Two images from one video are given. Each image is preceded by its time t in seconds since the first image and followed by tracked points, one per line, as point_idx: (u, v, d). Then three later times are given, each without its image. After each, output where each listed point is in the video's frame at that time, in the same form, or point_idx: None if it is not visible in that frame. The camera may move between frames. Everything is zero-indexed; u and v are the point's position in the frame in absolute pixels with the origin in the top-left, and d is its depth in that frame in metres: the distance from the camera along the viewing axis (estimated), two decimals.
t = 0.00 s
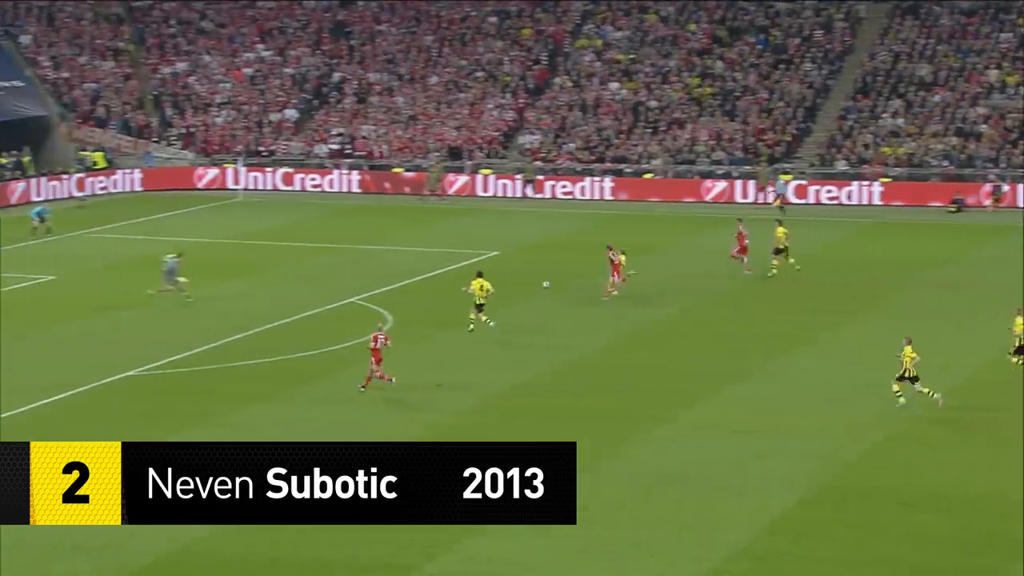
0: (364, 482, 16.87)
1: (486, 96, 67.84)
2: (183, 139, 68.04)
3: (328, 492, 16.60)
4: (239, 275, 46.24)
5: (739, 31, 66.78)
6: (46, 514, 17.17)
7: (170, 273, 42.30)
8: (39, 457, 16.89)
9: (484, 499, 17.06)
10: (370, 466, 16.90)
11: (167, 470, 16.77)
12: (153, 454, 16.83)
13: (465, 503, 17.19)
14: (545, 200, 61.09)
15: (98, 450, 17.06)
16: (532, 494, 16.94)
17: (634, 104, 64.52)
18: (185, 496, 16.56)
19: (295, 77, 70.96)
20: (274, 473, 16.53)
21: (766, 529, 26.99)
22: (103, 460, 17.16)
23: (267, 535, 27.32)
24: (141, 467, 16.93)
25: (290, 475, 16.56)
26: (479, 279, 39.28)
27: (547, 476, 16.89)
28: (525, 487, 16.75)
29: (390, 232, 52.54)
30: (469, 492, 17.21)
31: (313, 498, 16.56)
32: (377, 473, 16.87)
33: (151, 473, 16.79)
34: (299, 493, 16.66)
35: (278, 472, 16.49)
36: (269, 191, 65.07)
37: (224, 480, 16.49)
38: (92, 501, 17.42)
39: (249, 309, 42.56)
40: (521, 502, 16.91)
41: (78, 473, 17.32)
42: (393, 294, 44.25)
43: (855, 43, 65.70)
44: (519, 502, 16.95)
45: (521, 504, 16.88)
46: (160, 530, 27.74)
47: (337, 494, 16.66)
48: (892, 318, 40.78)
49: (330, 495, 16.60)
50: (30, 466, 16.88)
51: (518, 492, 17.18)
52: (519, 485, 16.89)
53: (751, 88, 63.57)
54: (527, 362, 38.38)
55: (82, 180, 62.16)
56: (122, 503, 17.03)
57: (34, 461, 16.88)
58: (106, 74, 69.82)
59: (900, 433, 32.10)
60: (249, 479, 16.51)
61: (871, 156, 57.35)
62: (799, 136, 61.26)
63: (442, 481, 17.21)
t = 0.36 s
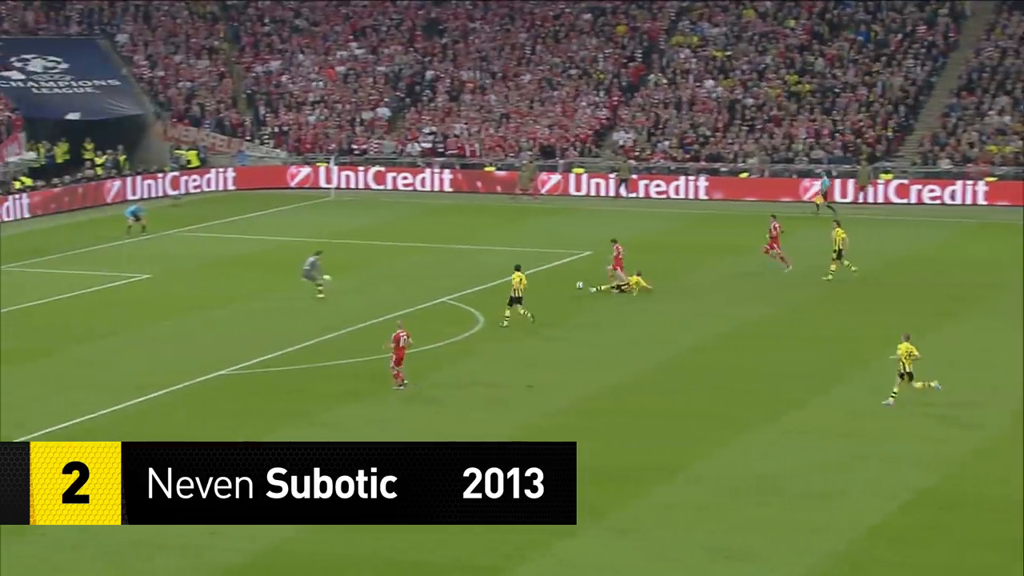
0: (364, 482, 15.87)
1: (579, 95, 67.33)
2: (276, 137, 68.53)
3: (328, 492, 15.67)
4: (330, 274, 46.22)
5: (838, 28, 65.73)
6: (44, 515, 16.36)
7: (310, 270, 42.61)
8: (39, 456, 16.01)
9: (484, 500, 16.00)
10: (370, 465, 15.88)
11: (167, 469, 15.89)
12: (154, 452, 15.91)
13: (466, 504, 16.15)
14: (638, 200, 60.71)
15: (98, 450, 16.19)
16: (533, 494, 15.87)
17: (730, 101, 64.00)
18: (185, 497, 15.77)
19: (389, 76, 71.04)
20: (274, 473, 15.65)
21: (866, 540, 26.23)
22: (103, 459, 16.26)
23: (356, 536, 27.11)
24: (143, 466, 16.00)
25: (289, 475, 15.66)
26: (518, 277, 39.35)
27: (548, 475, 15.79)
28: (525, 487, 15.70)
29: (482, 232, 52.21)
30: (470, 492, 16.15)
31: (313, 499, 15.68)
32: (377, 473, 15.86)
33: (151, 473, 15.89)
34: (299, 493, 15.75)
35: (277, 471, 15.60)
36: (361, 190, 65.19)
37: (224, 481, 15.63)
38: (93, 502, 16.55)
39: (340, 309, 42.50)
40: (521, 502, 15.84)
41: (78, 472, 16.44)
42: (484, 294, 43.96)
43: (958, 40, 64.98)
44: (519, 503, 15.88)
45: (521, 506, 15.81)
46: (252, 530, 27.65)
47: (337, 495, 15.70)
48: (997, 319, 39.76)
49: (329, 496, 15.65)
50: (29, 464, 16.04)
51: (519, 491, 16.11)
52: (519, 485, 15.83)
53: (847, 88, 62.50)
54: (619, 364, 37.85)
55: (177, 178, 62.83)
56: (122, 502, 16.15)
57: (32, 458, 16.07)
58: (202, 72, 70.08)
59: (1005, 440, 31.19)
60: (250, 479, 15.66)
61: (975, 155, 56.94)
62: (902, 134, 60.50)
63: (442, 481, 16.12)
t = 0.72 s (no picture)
0: (364, 482, 16.46)
1: (634, 93, 66.79)
2: (328, 135, 68.07)
3: (328, 492, 16.21)
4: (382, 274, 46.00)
5: (903, 23, 64.83)
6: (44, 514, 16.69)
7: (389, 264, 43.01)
8: (40, 457, 16.22)
9: (484, 500, 16.57)
10: (370, 466, 16.48)
11: (168, 470, 16.31)
12: (154, 453, 16.30)
13: (466, 503, 16.72)
14: (694, 198, 60.14)
15: (98, 450, 16.44)
16: (532, 494, 16.44)
17: (789, 98, 63.32)
18: (185, 497, 16.22)
19: (442, 73, 70.76)
20: (275, 473, 16.18)
21: (926, 542, 25.76)
22: (103, 459, 16.56)
23: (409, 537, 26.90)
24: (142, 466, 16.37)
25: (289, 475, 16.18)
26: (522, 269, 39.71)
27: (548, 476, 16.37)
28: (524, 487, 16.26)
29: (536, 231, 51.81)
30: (470, 492, 16.72)
31: (313, 499, 16.21)
32: (377, 474, 16.47)
33: (151, 473, 16.30)
34: (299, 493, 16.27)
35: (277, 472, 16.13)
36: (413, 189, 64.90)
37: (224, 481, 16.13)
38: (93, 502, 16.88)
39: (393, 308, 42.28)
40: (521, 502, 16.44)
41: (78, 472, 16.76)
42: (538, 293, 43.57)
43: None
44: (519, 502, 16.46)
45: (521, 505, 16.40)
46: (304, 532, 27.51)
47: (337, 495, 16.27)
48: None
49: (330, 495, 16.20)
50: (30, 466, 16.27)
51: (519, 492, 16.71)
52: (519, 485, 16.39)
53: (909, 83, 61.78)
54: (673, 364, 37.40)
55: (229, 177, 62.73)
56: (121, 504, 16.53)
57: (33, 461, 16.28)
58: (255, 70, 70.21)
59: None
60: (250, 479, 16.18)
61: None
62: (965, 131, 59.79)
63: (442, 482, 16.68)
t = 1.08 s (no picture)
0: (364, 481, 18.02)
1: (696, 92, 66.36)
2: (387, 135, 68.41)
3: (328, 491, 17.79)
4: (442, 274, 45.84)
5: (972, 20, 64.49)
6: (45, 513, 18.50)
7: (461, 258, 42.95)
8: (41, 457, 18.05)
9: (483, 499, 18.21)
10: (370, 466, 18.03)
11: (168, 470, 17.99)
12: (154, 455, 18.02)
13: (465, 502, 18.38)
14: (756, 199, 59.68)
15: (98, 450, 18.29)
16: (532, 494, 18.11)
17: (854, 97, 62.68)
18: (188, 496, 17.82)
19: (502, 72, 70.53)
20: (275, 473, 17.75)
21: (994, 547, 25.28)
22: (102, 461, 18.42)
23: (468, 538, 26.72)
24: (143, 467, 18.10)
25: (290, 475, 17.77)
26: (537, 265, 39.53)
27: (547, 476, 18.00)
28: (523, 487, 17.91)
29: (597, 231, 51.47)
30: (469, 492, 18.40)
31: (314, 498, 17.77)
32: (377, 473, 18.03)
33: (152, 473, 18.00)
34: (299, 492, 17.85)
35: (278, 472, 17.70)
36: (472, 189, 64.53)
37: (226, 481, 17.70)
38: (92, 501, 18.74)
39: (452, 309, 42.09)
40: (521, 502, 18.08)
41: (78, 473, 18.58)
42: (600, 294, 43.23)
43: None
44: (518, 501, 18.12)
45: (520, 504, 18.05)
46: (362, 533, 27.38)
47: (338, 494, 17.82)
48: None
49: (331, 495, 17.76)
50: (30, 467, 18.07)
51: (519, 492, 18.36)
52: (519, 485, 18.04)
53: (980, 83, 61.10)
54: (737, 366, 36.99)
55: (288, 178, 62.80)
56: (123, 500, 18.33)
57: (36, 461, 18.07)
58: (314, 70, 70.40)
59: None
60: (250, 479, 17.72)
61: None
62: None
63: (442, 482, 18.38)
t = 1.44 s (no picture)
0: (364, 482, 15.91)
1: (773, 92, 65.66)
2: (460, 137, 67.77)
3: (327, 492, 15.69)
4: (513, 277, 45.51)
5: None
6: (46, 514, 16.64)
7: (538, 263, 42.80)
8: (40, 457, 16.21)
9: (485, 500, 16.07)
10: (369, 465, 15.91)
11: (166, 469, 15.95)
12: (153, 454, 15.98)
13: (467, 503, 16.21)
14: (835, 201, 58.84)
15: (98, 450, 16.36)
16: (533, 494, 15.94)
17: (937, 98, 62.09)
18: (185, 496, 15.83)
19: (575, 73, 70.01)
20: (273, 472, 15.70)
21: None
22: (103, 460, 16.47)
23: (540, 544, 26.43)
24: (141, 466, 16.07)
25: (288, 475, 15.69)
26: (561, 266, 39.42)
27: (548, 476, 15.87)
28: (524, 488, 15.76)
29: (671, 234, 51.00)
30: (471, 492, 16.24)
31: (312, 499, 15.68)
32: (377, 473, 15.90)
33: (151, 473, 15.96)
34: (298, 493, 15.76)
35: (276, 471, 15.65)
36: (545, 192, 64.11)
37: (222, 481, 15.67)
38: (93, 501, 16.81)
39: (523, 312, 41.73)
40: (521, 502, 15.94)
41: (79, 473, 16.68)
42: (673, 298, 42.69)
43: None
44: (520, 503, 15.97)
45: (523, 506, 15.90)
46: (434, 541, 27.09)
47: (337, 495, 15.71)
48: None
49: (328, 496, 15.65)
50: (29, 466, 16.24)
51: (521, 492, 16.21)
52: (521, 486, 15.88)
53: None
54: (813, 371, 36.32)
55: (360, 180, 62.85)
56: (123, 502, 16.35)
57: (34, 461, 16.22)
58: (387, 70, 70.36)
59: None
60: (250, 479, 15.72)
61: None
62: None
63: (442, 481, 16.19)
